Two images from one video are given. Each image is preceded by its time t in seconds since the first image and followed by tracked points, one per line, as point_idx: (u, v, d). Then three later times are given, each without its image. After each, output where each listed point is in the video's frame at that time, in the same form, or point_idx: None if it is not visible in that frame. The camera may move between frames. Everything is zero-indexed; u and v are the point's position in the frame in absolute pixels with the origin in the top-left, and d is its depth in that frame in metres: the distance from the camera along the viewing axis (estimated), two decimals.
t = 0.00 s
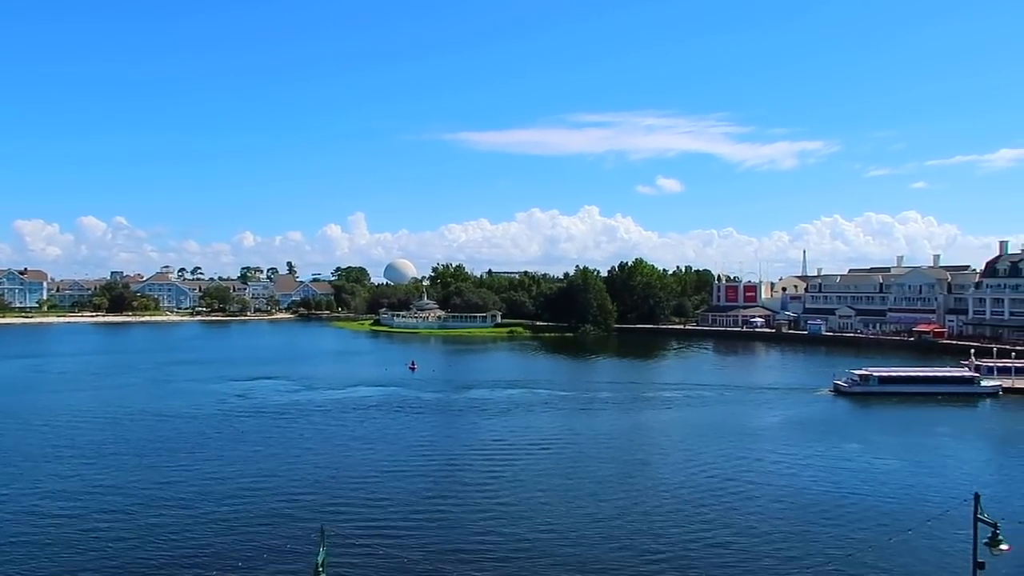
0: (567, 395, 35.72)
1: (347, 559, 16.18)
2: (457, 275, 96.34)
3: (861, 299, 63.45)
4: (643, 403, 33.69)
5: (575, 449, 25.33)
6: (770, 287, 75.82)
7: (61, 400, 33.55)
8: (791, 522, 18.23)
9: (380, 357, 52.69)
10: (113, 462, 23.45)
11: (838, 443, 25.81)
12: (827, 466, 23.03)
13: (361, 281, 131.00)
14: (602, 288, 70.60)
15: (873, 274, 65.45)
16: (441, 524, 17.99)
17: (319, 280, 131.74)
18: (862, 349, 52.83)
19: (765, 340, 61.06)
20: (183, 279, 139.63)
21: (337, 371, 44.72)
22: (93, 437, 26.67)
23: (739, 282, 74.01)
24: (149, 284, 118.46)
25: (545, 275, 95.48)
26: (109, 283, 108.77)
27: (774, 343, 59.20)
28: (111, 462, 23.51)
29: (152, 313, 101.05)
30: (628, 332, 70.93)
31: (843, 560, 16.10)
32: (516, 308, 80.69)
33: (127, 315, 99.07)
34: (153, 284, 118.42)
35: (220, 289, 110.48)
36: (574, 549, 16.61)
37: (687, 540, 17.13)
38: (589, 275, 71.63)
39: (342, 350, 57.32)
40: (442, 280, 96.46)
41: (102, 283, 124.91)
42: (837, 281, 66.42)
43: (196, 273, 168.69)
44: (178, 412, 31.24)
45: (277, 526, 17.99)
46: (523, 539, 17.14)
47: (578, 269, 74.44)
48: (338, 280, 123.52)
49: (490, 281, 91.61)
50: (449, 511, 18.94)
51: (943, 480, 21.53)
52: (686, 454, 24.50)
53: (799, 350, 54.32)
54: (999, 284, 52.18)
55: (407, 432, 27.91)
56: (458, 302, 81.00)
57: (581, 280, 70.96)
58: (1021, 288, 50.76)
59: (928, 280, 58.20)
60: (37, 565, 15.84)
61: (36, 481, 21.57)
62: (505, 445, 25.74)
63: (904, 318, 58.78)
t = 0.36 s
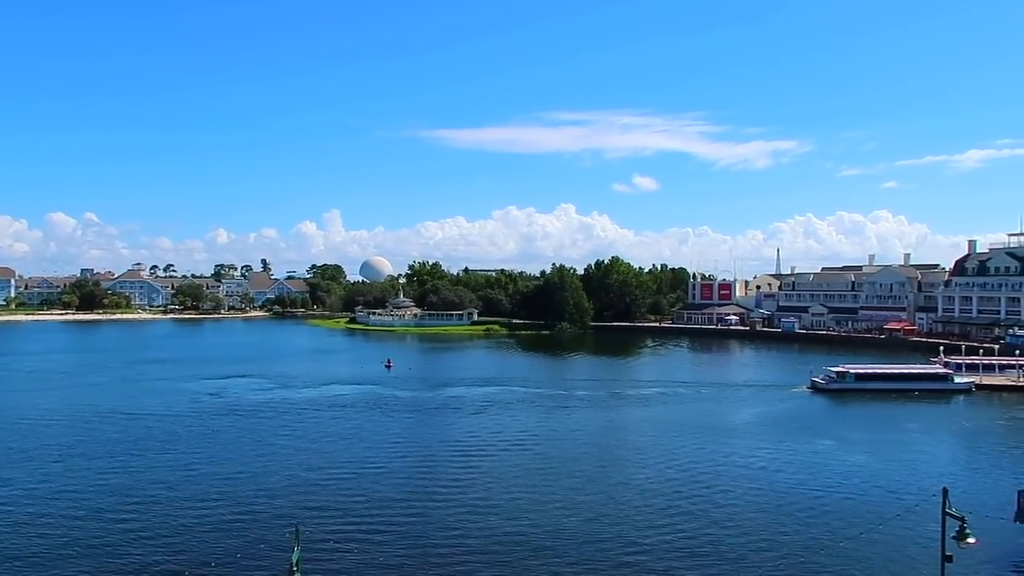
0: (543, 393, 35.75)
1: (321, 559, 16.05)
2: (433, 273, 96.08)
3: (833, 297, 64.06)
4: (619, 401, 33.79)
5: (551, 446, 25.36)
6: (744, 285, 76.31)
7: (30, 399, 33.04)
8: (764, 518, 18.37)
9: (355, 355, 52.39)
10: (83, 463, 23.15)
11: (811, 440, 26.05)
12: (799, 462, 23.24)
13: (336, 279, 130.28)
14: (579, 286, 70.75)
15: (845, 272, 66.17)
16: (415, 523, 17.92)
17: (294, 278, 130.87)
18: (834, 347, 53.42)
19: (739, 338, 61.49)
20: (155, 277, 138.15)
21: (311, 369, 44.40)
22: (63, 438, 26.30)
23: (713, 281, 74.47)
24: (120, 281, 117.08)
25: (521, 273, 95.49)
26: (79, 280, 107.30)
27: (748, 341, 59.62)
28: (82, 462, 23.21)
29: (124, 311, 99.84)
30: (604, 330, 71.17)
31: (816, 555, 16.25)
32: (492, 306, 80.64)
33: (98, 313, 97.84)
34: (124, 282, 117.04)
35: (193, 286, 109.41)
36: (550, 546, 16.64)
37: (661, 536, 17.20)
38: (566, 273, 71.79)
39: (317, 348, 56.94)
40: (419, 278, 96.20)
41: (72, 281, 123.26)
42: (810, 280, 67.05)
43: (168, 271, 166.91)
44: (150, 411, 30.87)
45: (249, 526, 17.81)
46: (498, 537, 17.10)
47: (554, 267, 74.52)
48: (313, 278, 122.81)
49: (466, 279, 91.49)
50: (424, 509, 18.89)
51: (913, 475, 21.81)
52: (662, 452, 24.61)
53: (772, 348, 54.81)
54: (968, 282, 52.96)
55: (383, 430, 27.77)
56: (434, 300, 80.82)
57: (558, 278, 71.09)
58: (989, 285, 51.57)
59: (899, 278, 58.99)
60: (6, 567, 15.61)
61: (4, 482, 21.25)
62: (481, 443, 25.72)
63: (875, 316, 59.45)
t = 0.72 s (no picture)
0: (520, 391, 35.79)
1: (297, 558, 15.96)
2: (410, 271, 95.86)
3: (807, 295, 64.70)
4: (596, 398, 33.86)
5: (528, 444, 25.38)
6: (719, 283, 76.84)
7: None
8: (737, 514, 18.50)
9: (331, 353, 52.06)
10: (53, 463, 22.84)
11: (785, 436, 26.28)
12: (773, 458, 23.41)
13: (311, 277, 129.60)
14: (556, 283, 70.85)
15: (819, 270, 66.81)
16: (392, 521, 17.88)
17: (270, 275, 129.95)
18: (808, 344, 53.94)
19: (714, 335, 61.91)
20: (127, 275, 136.55)
21: (286, 367, 44.06)
22: (33, 438, 25.92)
23: (689, 278, 74.85)
24: (91, 279, 115.64)
25: (498, 271, 95.45)
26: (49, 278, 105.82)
27: (723, 338, 59.97)
28: (52, 463, 22.91)
29: (94, 309, 98.54)
30: (581, 328, 71.33)
31: (790, 549, 16.41)
32: (469, 304, 80.55)
33: (68, 311, 96.52)
34: (96, 280, 115.67)
35: (166, 284, 108.28)
36: (525, 544, 16.64)
37: (636, 532, 17.29)
38: (543, 271, 71.88)
39: (291, 347, 56.47)
40: (395, 275, 95.87)
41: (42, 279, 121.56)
42: (784, 278, 67.62)
43: (140, 268, 165.06)
44: (122, 411, 30.50)
45: (223, 525, 17.68)
46: (475, 534, 17.12)
47: (531, 265, 74.63)
48: (289, 275, 121.90)
49: (443, 277, 91.32)
50: (400, 507, 18.86)
51: (884, 471, 22.08)
52: (637, 449, 24.65)
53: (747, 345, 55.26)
54: (939, 281, 53.70)
55: (359, 428, 27.69)
56: (410, 297, 80.58)
57: (535, 276, 71.17)
58: (958, 283, 52.35)
59: (871, 276, 59.80)
60: None
61: None
62: (458, 441, 25.69)
63: (848, 313, 60.12)
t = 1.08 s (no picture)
0: (495, 389, 35.80)
1: (269, 560, 15.81)
2: (384, 269, 95.49)
3: (779, 293, 65.22)
4: (570, 396, 33.96)
5: (502, 442, 25.43)
6: (693, 281, 77.26)
7: None
8: (708, 510, 18.69)
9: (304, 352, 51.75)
10: (20, 465, 22.54)
11: (757, 433, 26.55)
12: (745, 455, 23.65)
13: (285, 275, 128.75)
14: (531, 281, 70.96)
15: (791, 269, 67.45)
16: (365, 522, 17.79)
17: (243, 274, 128.87)
18: (780, 341, 54.43)
19: (688, 333, 62.28)
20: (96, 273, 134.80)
21: (258, 367, 43.73)
22: None
23: (663, 276, 75.25)
24: (59, 277, 114.04)
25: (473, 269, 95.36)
26: (17, 276, 104.13)
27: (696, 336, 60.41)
28: (18, 464, 22.60)
29: (63, 308, 97.17)
30: (556, 326, 71.51)
31: (762, 545, 16.54)
32: (444, 302, 80.44)
33: (36, 310, 95.07)
34: (64, 278, 114.07)
35: (136, 282, 107.03)
36: (498, 541, 16.69)
37: (610, 530, 17.33)
38: (518, 269, 71.95)
39: (263, 345, 56.04)
40: (370, 273, 95.50)
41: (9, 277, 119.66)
42: (757, 276, 68.20)
43: (110, 266, 162.95)
44: (91, 411, 30.13)
45: (193, 527, 17.48)
46: (448, 534, 17.07)
47: (506, 263, 74.65)
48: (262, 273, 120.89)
49: (418, 275, 91.09)
50: (373, 507, 18.77)
51: (854, 466, 22.38)
52: (610, 446, 24.79)
53: (720, 342, 55.66)
54: (908, 279, 54.44)
55: (332, 428, 27.51)
56: (385, 295, 80.33)
57: (510, 274, 71.25)
58: (927, 281, 53.05)
59: (841, 275, 60.34)
60: None
61: None
62: (433, 440, 25.68)
63: (819, 311, 60.70)
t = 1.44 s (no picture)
0: (468, 388, 35.93)
1: (241, 560, 15.83)
2: (357, 268, 95.19)
3: (750, 292, 65.91)
4: (543, 394, 34.20)
5: (475, 441, 25.58)
6: (666, 279, 77.78)
7: None
8: (678, 507, 18.95)
9: (276, 351, 51.49)
10: None
11: (727, 430, 26.91)
12: (716, 452, 23.98)
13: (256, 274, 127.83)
14: (504, 280, 71.14)
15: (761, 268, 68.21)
16: (338, 521, 17.85)
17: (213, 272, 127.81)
18: (751, 339, 55.12)
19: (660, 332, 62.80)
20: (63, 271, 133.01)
21: (230, 366, 43.46)
22: None
23: (636, 275, 75.77)
24: (24, 275, 112.41)
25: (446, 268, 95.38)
26: None
27: (668, 335, 60.93)
28: None
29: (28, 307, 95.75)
30: (530, 324, 71.77)
31: (731, 541, 16.81)
32: (417, 300, 80.41)
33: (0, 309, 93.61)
34: (29, 276, 112.45)
35: (104, 280, 105.78)
36: (471, 539, 16.83)
37: (581, 527, 17.53)
38: (492, 268, 72.11)
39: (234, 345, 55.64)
40: (342, 272, 95.20)
41: None
42: (728, 275, 68.90)
43: (77, 264, 160.83)
44: (58, 412, 29.83)
45: (163, 527, 17.45)
46: (422, 533, 17.18)
47: (480, 261, 74.78)
48: (232, 271, 119.94)
49: (391, 273, 90.99)
50: (346, 507, 18.83)
51: (821, 463, 22.80)
52: (583, 445, 25.02)
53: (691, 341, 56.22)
54: (875, 278, 55.32)
55: (305, 427, 27.51)
56: (358, 294, 80.14)
57: (483, 272, 71.40)
58: (893, 280, 53.92)
59: (811, 274, 61.01)
60: None
61: None
62: (406, 439, 25.77)
63: (789, 310, 61.48)
